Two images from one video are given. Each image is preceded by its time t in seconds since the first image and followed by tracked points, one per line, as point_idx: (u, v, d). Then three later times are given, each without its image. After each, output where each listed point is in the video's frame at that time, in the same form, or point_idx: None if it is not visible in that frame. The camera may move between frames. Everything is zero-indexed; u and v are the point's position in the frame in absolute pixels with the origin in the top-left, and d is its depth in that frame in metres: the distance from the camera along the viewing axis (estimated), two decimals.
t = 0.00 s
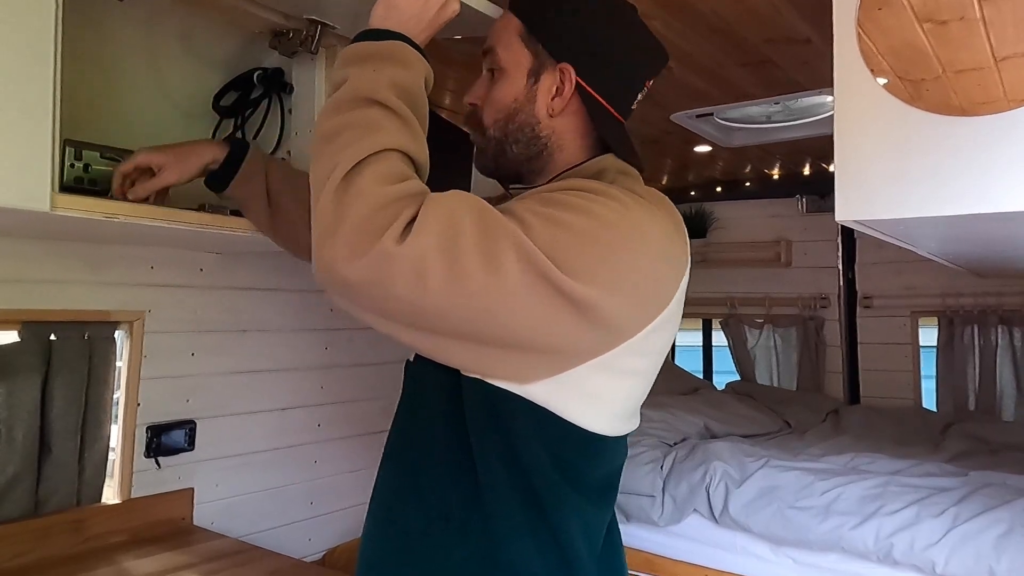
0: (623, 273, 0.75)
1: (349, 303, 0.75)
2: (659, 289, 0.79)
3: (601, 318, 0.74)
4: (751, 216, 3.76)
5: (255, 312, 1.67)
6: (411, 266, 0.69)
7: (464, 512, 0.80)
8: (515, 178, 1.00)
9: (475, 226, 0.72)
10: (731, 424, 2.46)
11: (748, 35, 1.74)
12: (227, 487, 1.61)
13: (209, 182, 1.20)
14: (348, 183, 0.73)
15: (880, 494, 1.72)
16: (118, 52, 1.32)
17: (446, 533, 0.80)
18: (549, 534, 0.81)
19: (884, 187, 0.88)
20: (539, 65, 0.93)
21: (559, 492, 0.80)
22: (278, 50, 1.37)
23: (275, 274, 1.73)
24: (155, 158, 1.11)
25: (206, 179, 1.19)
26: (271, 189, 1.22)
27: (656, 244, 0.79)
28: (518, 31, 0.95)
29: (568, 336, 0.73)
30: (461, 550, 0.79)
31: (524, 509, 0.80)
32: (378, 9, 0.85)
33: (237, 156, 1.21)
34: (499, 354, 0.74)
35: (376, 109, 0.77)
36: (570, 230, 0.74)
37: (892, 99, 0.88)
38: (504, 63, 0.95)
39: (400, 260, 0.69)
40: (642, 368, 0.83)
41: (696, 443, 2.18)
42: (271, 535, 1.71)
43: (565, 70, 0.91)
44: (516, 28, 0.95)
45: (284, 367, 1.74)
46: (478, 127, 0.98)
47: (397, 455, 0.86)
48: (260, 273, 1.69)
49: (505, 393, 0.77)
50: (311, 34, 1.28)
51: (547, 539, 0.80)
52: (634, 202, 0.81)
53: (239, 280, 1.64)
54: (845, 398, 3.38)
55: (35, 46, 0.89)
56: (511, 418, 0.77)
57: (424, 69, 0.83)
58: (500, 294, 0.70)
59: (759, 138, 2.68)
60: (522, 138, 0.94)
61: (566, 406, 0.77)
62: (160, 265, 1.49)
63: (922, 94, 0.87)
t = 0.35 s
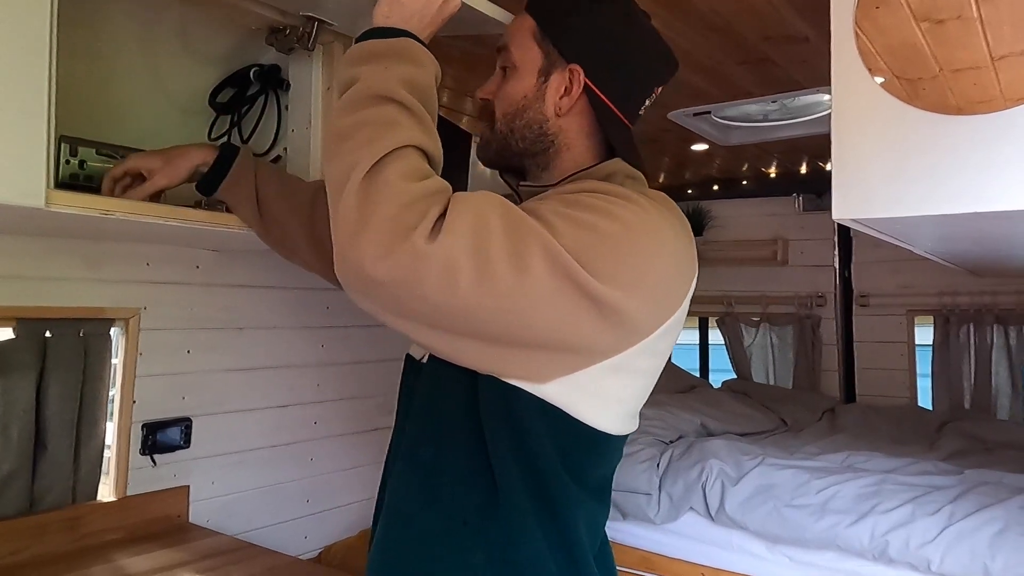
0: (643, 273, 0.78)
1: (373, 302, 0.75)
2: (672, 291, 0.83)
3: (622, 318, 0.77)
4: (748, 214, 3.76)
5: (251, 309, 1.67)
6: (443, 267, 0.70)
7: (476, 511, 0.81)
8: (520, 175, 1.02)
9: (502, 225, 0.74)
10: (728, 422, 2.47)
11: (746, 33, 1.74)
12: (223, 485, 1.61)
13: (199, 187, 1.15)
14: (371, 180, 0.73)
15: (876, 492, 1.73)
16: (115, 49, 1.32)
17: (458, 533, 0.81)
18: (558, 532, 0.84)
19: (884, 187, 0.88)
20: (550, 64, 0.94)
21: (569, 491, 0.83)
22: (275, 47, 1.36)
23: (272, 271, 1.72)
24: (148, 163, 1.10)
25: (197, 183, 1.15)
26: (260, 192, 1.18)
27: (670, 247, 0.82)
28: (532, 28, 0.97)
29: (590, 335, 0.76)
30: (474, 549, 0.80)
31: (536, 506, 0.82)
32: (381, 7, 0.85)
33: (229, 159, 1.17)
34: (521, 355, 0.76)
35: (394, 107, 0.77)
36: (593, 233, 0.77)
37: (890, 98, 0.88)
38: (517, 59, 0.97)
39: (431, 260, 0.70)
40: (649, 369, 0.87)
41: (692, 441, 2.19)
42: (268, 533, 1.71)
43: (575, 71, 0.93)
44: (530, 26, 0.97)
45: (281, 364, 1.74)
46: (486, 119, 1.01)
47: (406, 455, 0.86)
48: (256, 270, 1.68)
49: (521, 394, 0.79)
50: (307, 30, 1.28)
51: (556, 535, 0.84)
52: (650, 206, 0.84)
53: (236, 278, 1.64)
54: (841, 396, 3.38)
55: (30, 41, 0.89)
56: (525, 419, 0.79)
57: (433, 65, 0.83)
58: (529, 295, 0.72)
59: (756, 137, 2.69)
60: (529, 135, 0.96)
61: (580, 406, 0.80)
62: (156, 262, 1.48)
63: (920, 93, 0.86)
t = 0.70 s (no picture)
0: (651, 275, 0.79)
1: (383, 303, 0.76)
2: (679, 292, 0.84)
3: (631, 319, 0.78)
4: (747, 214, 3.76)
5: (250, 308, 1.67)
6: (456, 269, 0.70)
7: (482, 510, 0.81)
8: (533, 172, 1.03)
9: (514, 226, 0.74)
10: (727, 422, 2.47)
11: (746, 33, 1.74)
12: (221, 484, 1.61)
13: (198, 187, 1.13)
14: (382, 182, 0.73)
15: (875, 492, 1.73)
16: (114, 48, 1.32)
17: (464, 532, 0.80)
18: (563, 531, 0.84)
19: (884, 185, 0.87)
20: (570, 64, 0.96)
21: (575, 492, 0.83)
22: (275, 46, 1.36)
23: (271, 270, 1.72)
24: (144, 162, 1.10)
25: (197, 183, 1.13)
26: (259, 185, 1.18)
27: (677, 248, 0.83)
28: (558, 31, 0.99)
29: (599, 336, 0.77)
30: (480, 548, 0.80)
31: (542, 506, 0.82)
32: (384, 6, 0.85)
33: (226, 158, 1.16)
34: (530, 354, 0.77)
35: (402, 108, 0.77)
36: (603, 234, 0.77)
37: (891, 97, 0.87)
38: (541, 59, 0.99)
39: (444, 262, 0.70)
40: (655, 369, 0.88)
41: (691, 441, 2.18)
42: (267, 532, 1.71)
43: (592, 71, 0.94)
44: (557, 28, 0.99)
45: (280, 363, 1.74)
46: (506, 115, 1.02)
47: (413, 453, 0.85)
48: (255, 269, 1.68)
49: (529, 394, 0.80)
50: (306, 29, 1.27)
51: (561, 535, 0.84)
52: (657, 208, 0.85)
53: (235, 277, 1.64)
54: (839, 396, 3.38)
55: (29, 39, 0.89)
56: (533, 419, 0.80)
57: (439, 65, 0.83)
58: (541, 297, 0.72)
59: (756, 136, 2.69)
60: (544, 131, 0.97)
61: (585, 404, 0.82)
62: (154, 261, 1.48)
63: (920, 92, 0.85)
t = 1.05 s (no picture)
0: (667, 270, 0.79)
1: (401, 305, 0.75)
2: (694, 288, 0.84)
3: (648, 315, 0.78)
4: (746, 216, 3.77)
5: (248, 310, 1.67)
6: (477, 267, 0.70)
7: (503, 511, 0.81)
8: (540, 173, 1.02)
9: (531, 223, 0.75)
10: (726, 424, 2.47)
11: (745, 35, 1.74)
12: (220, 486, 1.61)
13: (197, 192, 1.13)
14: (396, 182, 0.73)
15: (874, 493, 1.73)
16: (115, 49, 1.32)
17: (485, 533, 0.81)
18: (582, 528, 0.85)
19: (883, 187, 0.86)
20: (582, 64, 0.96)
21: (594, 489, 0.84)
22: (274, 47, 1.36)
23: (270, 271, 1.72)
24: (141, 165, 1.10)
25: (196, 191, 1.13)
26: (258, 188, 1.18)
27: (693, 244, 0.84)
28: (568, 32, 0.99)
29: (618, 332, 0.77)
30: (502, 547, 0.81)
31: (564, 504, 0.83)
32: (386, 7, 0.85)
33: (223, 164, 1.16)
34: (548, 355, 0.77)
35: (411, 107, 0.77)
36: (619, 231, 0.77)
37: (890, 98, 0.86)
38: (550, 60, 0.99)
39: (465, 261, 0.70)
40: (669, 366, 0.88)
41: (691, 442, 2.18)
42: (266, 533, 1.71)
43: (606, 71, 0.94)
44: (565, 29, 0.99)
45: (279, 365, 1.74)
46: (514, 116, 1.02)
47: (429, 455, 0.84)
48: (254, 270, 1.68)
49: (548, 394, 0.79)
50: (306, 30, 1.27)
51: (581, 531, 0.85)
52: (672, 204, 0.85)
53: (234, 278, 1.64)
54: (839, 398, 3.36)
55: (28, 41, 0.89)
56: (552, 419, 0.80)
57: (445, 66, 0.84)
58: (561, 294, 0.72)
59: (755, 138, 2.69)
60: (555, 132, 0.97)
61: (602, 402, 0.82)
62: (154, 262, 1.48)
63: (919, 94, 0.85)
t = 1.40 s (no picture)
0: (690, 275, 0.79)
1: (425, 316, 0.75)
2: (714, 292, 0.84)
3: (672, 322, 0.78)
4: (745, 216, 3.76)
5: (247, 309, 1.67)
6: (508, 277, 0.70)
7: (520, 518, 0.82)
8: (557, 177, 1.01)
9: (559, 229, 0.74)
10: (725, 423, 2.47)
11: (745, 35, 1.74)
12: (218, 484, 1.61)
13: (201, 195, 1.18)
14: (424, 192, 0.72)
15: (873, 493, 1.73)
16: (114, 48, 1.31)
17: (502, 539, 0.81)
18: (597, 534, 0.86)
19: (881, 189, 0.85)
20: (601, 66, 0.96)
21: (609, 495, 0.84)
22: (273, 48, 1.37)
23: (269, 271, 1.72)
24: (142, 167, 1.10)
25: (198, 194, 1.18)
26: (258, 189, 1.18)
27: (713, 248, 0.84)
28: (580, 32, 0.98)
29: (642, 339, 0.77)
30: (519, 553, 0.81)
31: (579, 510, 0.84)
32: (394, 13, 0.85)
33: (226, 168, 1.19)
34: (571, 364, 0.77)
35: (437, 117, 0.77)
36: (644, 236, 0.77)
37: (888, 97, 0.85)
38: (564, 61, 0.98)
39: (497, 271, 0.70)
40: (685, 372, 0.89)
41: (689, 442, 2.18)
42: (265, 532, 1.71)
43: (628, 74, 0.95)
44: (577, 29, 0.98)
45: (278, 364, 1.74)
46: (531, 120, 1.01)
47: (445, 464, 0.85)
48: (253, 269, 1.68)
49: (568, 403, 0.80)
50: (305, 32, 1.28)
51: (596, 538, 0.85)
52: (693, 209, 0.85)
53: (232, 277, 1.63)
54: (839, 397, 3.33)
55: (27, 39, 0.89)
56: (572, 426, 0.80)
57: (465, 74, 0.83)
58: (591, 302, 0.72)
59: (754, 138, 2.69)
60: (578, 137, 0.97)
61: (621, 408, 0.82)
62: (152, 261, 1.48)
63: (918, 94, 0.85)
